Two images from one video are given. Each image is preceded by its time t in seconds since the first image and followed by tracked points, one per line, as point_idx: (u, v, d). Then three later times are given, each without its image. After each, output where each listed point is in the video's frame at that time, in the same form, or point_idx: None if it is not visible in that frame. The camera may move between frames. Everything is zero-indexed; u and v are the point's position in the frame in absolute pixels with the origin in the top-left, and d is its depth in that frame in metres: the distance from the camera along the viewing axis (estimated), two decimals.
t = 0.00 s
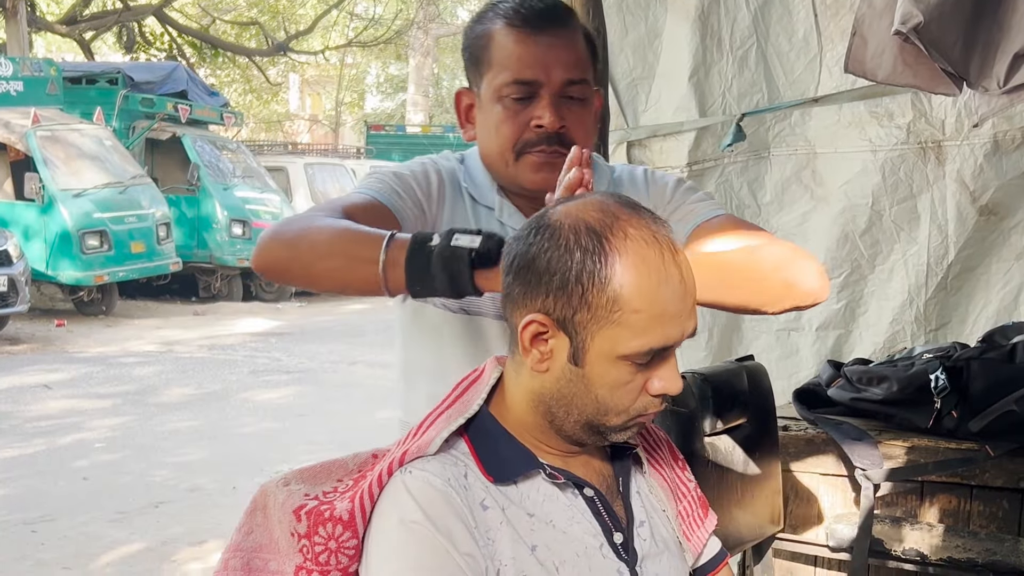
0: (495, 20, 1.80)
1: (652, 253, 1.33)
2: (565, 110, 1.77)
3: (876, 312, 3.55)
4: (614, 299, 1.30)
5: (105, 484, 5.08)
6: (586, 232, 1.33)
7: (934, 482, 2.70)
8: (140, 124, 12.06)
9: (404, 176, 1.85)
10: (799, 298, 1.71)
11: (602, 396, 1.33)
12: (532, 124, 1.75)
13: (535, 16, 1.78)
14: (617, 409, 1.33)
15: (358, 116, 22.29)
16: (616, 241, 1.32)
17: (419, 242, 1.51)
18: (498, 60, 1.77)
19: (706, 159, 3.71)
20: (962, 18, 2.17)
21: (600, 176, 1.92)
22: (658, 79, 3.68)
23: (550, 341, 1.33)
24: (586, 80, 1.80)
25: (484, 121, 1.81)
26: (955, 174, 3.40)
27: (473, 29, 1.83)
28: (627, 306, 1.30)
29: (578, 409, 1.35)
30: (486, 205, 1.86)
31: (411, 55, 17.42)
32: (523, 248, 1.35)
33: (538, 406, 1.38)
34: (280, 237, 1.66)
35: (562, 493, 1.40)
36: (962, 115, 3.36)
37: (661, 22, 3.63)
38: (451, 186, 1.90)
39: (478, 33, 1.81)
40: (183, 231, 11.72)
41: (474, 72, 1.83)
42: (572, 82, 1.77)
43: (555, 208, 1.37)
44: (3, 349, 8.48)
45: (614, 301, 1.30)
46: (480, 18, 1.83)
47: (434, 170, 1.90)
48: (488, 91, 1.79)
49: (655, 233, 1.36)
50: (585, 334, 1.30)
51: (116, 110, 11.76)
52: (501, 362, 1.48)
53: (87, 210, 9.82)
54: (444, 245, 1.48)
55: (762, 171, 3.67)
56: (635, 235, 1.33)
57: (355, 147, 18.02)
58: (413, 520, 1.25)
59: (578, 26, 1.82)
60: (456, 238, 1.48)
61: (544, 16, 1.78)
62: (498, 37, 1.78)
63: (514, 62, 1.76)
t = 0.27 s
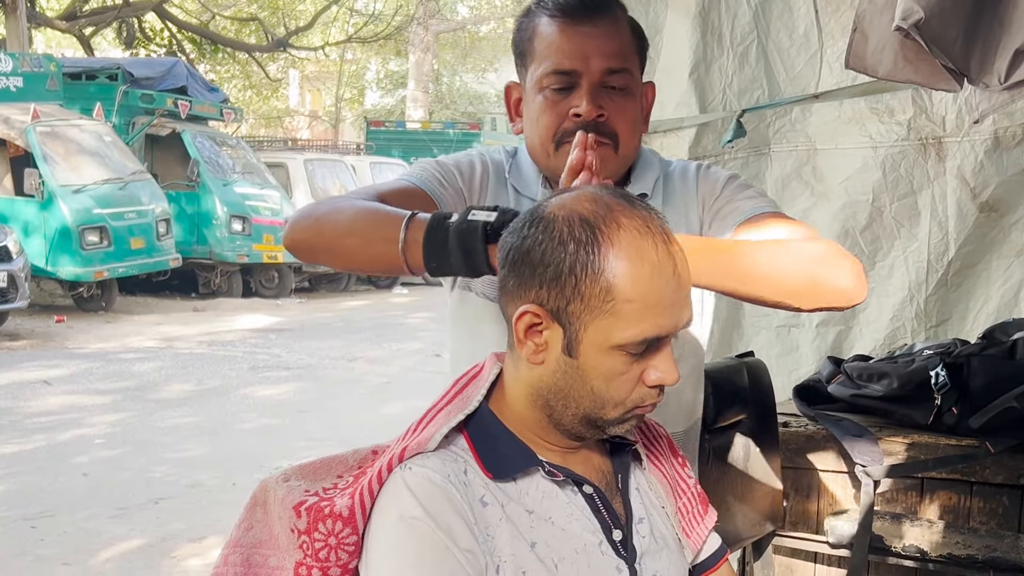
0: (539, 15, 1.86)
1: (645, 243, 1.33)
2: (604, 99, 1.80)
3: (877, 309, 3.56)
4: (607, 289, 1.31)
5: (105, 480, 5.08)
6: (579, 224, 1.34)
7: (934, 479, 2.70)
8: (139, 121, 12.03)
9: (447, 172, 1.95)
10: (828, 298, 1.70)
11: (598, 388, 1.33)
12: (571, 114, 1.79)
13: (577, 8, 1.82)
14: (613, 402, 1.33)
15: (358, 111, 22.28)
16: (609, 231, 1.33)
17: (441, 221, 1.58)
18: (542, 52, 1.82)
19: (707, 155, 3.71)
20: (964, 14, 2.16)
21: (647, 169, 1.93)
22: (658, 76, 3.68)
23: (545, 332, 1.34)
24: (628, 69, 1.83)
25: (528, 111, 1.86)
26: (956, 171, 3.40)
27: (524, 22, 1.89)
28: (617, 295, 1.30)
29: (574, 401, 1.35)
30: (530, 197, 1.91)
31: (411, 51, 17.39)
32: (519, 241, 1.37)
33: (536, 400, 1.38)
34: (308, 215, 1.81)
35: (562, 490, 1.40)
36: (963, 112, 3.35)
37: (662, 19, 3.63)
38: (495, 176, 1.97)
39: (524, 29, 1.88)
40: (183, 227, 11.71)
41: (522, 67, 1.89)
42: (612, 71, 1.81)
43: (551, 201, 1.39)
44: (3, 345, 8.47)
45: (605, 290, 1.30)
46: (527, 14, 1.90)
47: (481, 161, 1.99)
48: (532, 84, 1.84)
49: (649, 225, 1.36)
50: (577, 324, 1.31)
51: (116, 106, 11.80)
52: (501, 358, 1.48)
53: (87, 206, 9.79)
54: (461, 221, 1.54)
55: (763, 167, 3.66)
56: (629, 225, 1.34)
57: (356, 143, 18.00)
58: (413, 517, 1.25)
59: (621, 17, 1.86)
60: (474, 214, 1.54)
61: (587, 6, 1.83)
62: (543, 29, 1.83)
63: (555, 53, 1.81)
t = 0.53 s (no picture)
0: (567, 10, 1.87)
1: (635, 234, 1.34)
2: (631, 93, 1.80)
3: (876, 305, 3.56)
4: (598, 280, 1.31)
5: (105, 477, 5.08)
6: (569, 216, 1.34)
7: (934, 476, 2.72)
8: (138, 117, 11.95)
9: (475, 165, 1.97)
10: (848, 310, 1.59)
11: (591, 380, 1.33)
12: (595, 107, 1.79)
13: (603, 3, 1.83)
14: (607, 395, 1.33)
15: (357, 108, 22.25)
16: (598, 223, 1.34)
17: (462, 213, 1.57)
18: (570, 45, 1.83)
19: (707, 152, 3.71)
20: (963, 12, 2.16)
21: (677, 167, 1.93)
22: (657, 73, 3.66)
23: (538, 326, 1.34)
24: (655, 63, 1.82)
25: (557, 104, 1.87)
26: (955, 168, 3.40)
27: (555, 16, 1.90)
28: (608, 286, 1.31)
29: (568, 394, 1.35)
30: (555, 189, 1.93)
31: (411, 48, 17.37)
32: (510, 235, 1.37)
33: (531, 395, 1.38)
34: (330, 206, 1.81)
35: (560, 487, 1.39)
36: (963, 109, 3.35)
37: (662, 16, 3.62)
38: (521, 169, 1.99)
39: (553, 25, 1.90)
40: (182, 224, 11.71)
41: (550, 63, 1.91)
42: (638, 65, 1.81)
43: (542, 195, 1.40)
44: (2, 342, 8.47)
45: (595, 282, 1.31)
46: (556, 11, 1.91)
47: (508, 155, 2.01)
48: (559, 79, 1.85)
49: (640, 217, 1.36)
50: (569, 316, 1.32)
51: (115, 102, 11.81)
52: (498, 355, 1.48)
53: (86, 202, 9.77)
54: (483, 211, 1.52)
55: (762, 164, 3.65)
56: (619, 217, 1.35)
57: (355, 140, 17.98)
58: (413, 514, 1.25)
59: (649, 10, 1.86)
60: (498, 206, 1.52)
61: None
62: (572, 22, 1.84)
63: (584, 45, 1.81)
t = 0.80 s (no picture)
0: (626, 14, 1.86)
1: (627, 230, 1.34)
2: (686, 95, 1.78)
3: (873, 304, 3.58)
4: (589, 276, 1.31)
5: (103, 475, 5.08)
6: (560, 213, 1.35)
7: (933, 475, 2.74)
8: (137, 115, 11.96)
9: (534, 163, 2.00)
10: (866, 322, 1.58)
11: (586, 377, 1.33)
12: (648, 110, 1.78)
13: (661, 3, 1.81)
14: (602, 391, 1.33)
15: (356, 106, 22.24)
16: (589, 219, 1.34)
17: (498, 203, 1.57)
18: (628, 50, 1.83)
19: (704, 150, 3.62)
20: (962, 9, 2.16)
21: (743, 173, 1.84)
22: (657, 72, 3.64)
23: (531, 323, 1.34)
24: (712, 63, 1.78)
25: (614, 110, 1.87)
26: (954, 166, 3.41)
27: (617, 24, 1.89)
28: (600, 282, 1.31)
29: (563, 392, 1.34)
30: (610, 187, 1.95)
31: (410, 45, 17.36)
32: (501, 234, 1.38)
33: (527, 393, 1.38)
34: (384, 194, 1.89)
35: (557, 486, 1.39)
36: (962, 107, 3.33)
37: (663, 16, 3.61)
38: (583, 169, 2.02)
39: (618, 30, 1.90)
40: (181, 221, 11.73)
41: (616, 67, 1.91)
42: (693, 66, 1.78)
43: (534, 193, 1.40)
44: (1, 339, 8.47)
45: (587, 278, 1.31)
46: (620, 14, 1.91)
47: (573, 155, 2.04)
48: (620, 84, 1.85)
49: (631, 213, 1.37)
50: (561, 312, 1.32)
51: (114, 99, 11.82)
52: (495, 353, 1.48)
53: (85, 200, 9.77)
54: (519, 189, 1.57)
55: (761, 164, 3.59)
56: (609, 213, 1.35)
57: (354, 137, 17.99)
58: (410, 512, 1.25)
59: (709, 10, 1.82)
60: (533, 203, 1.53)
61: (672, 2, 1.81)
62: (630, 27, 1.83)
63: (637, 50, 1.81)
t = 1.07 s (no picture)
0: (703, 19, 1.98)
1: (616, 222, 1.35)
2: (753, 92, 1.87)
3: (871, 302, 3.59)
4: (579, 269, 1.32)
5: (103, 474, 5.08)
6: (550, 208, 1.36)
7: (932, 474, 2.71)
8: (137, 113, 11.99)
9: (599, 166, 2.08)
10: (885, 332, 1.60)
11: (579, 372, 1.33)
12: (714, 110, 1.89)
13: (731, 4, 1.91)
14: (595, 386, 1.33)
15: (355, 104, 22.20)
16: (579, 213, 1.35)
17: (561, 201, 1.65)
18: (705, 53, 1.94)
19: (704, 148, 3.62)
20: (962, 8, 2.17)
21: (825, 179, 1.90)
22: (655, 68, 3.59)
23: (524, 318, 1.35)
24: (780, 60, 1.87)
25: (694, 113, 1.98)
26: (953, 165, 3.40)
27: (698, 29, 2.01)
28: (590, 275, 1.32)
29: (556, 387, 1.35)
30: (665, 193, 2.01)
31: (410, 44, 17.33)
32: (494, 228, 1.40)
33: (522, 388, 1.38)
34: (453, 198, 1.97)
35: (555, 484, 1.39)
36: (961, 105, 3.31)
37: (659, 11, 3.53)
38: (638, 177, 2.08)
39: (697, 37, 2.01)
40: (181, 221, 11.75)
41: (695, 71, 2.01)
42: (761, 64, 1.87)
43: (527, 190, 1.42)
44: None
45: (576, 271, 1.32)
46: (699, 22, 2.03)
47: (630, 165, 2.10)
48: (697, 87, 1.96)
49: (622, 207, 1.38)
50: (552, 307, 1.33)
51: (114, 98, 11.82)
52: (493, 351, 1.48)
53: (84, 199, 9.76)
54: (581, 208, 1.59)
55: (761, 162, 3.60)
56: (599, 206, 1.36)
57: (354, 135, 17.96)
58: (409, 511, 1.24)
59: (784, 7, 1.90)
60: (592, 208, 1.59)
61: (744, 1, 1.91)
62: (707, 30, 1.95)
63: (710, 54, 1.93)
